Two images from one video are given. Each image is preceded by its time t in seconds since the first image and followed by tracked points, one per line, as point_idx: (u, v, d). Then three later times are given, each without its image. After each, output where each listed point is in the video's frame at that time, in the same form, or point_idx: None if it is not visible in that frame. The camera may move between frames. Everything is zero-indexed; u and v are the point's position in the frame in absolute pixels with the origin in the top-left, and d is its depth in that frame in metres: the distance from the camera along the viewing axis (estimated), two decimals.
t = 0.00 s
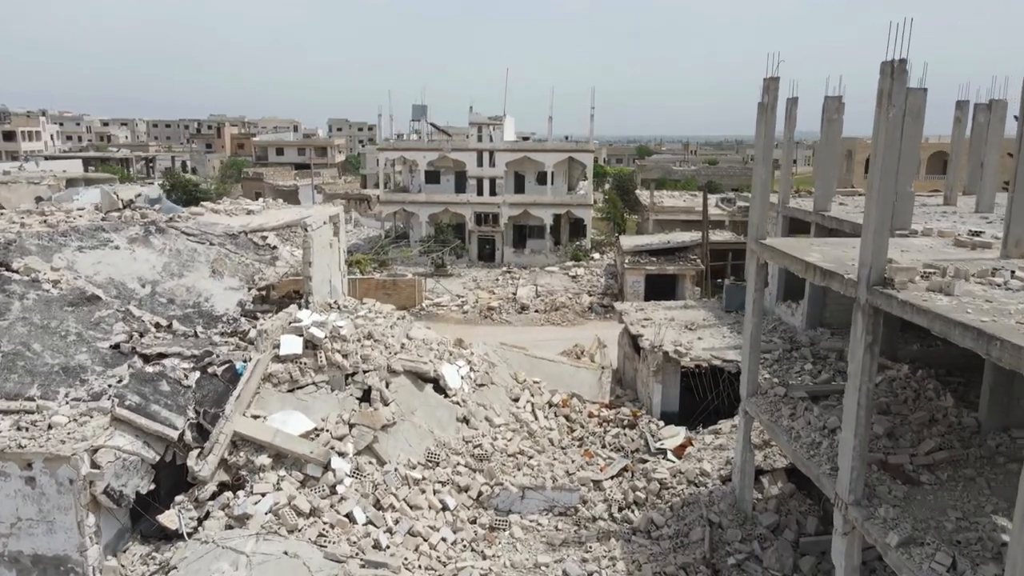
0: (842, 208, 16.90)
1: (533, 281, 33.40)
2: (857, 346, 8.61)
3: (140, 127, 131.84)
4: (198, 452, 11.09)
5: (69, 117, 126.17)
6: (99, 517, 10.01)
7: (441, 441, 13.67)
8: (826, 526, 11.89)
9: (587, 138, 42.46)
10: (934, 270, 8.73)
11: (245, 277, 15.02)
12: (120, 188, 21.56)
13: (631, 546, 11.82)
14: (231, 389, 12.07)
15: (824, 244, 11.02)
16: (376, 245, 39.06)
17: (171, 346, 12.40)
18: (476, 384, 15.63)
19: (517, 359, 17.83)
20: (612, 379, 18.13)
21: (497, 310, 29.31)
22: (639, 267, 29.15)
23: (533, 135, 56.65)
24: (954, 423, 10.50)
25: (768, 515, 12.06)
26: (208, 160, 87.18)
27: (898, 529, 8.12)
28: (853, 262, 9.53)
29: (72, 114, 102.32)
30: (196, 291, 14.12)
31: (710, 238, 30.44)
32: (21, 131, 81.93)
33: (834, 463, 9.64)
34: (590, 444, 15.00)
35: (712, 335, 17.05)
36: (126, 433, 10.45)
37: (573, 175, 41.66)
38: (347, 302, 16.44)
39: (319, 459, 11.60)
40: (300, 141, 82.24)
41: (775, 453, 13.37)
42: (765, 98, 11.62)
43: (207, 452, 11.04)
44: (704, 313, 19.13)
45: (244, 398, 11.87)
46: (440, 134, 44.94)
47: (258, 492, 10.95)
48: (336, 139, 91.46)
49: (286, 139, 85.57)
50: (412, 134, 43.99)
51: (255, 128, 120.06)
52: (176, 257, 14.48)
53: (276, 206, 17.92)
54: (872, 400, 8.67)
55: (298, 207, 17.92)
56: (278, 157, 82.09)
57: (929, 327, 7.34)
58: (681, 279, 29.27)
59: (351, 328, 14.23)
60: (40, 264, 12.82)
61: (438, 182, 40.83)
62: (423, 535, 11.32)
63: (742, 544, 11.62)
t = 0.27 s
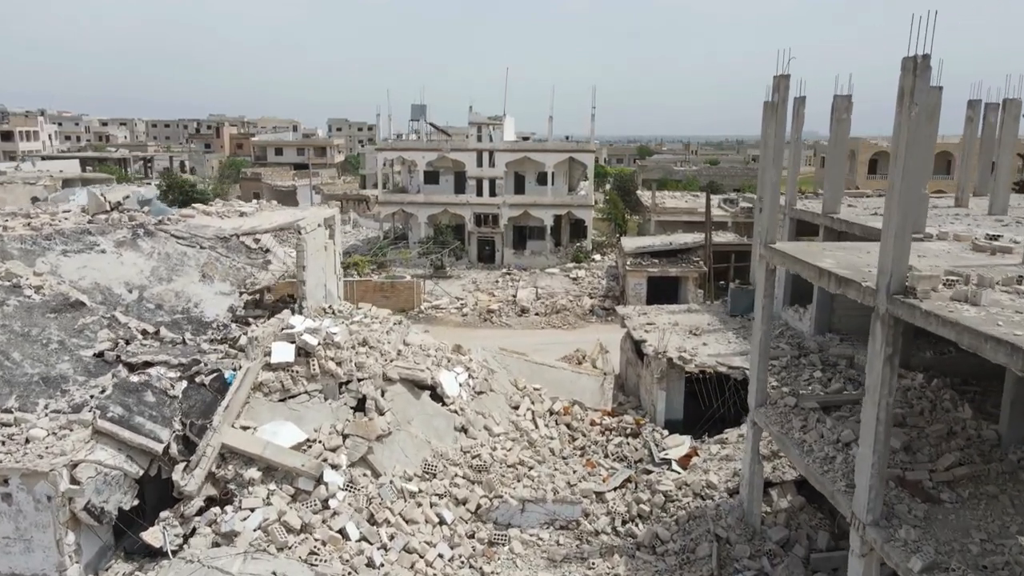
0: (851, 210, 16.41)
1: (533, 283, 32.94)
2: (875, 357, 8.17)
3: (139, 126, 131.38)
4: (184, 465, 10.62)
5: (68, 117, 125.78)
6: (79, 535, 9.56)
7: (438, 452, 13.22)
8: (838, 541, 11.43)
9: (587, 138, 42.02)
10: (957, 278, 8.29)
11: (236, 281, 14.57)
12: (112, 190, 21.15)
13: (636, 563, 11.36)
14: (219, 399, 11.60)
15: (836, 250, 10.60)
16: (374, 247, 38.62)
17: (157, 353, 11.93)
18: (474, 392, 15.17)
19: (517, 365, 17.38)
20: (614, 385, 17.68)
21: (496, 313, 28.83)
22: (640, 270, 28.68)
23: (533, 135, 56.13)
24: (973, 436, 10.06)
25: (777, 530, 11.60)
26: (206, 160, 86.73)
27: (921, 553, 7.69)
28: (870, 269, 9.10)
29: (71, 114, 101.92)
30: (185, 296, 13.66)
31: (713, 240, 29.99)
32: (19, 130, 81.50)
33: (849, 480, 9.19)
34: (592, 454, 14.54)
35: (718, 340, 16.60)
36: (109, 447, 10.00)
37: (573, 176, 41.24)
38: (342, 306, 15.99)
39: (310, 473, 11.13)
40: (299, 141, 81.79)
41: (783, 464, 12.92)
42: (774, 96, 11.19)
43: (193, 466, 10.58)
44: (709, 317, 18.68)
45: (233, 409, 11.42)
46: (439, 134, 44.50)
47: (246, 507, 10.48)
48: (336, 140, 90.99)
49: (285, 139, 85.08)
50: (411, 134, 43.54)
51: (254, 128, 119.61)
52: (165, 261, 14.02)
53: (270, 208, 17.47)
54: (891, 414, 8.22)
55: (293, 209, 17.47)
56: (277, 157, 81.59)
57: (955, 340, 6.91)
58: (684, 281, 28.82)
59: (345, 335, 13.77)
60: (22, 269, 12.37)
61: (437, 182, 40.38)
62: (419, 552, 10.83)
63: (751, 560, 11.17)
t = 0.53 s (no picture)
0: (861, 211, 15.92)
1: (534, 285, 32.46)
2: (897, 370, 7.70)
3: (138, 127, 130.91)
4: (169, 481, 10.09)
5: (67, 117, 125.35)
6: (56, 555, 9.07)
7: (435, 463, 12.74)
8: (852, 558, 10.94)
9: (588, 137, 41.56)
10: (983, 286, 7.83)
11: (227, 286, 14.09)
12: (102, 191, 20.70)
13: None
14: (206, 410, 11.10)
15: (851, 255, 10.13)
16: (372, 248, 38.16)
17: (142, 362, 11.46)
18: (473, 400, 14.70)
19: (517, 371, 16.91)
20: (617, 392, 17.21)
21: (496, 316, 28.34)
22: (643, 272, 28.18)
23: (533, 135, 55.64)
24: (995, 450, 9.59)
25: (788, 546, 11.13)
26: (205, 160, 86.27)
27: None
28: (888, 276, 8.64)
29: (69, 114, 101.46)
30: (173, 301, 13.19)
31: (716, 241, 29.53)
32: (17, 130, 81.05)
33: (867, 498, 8.72)
34: (595, 464, 14.06)
35: (723, 346, 16.15)
36: (88, 462, 9.53)
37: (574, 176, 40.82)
38: (337, 312, 15.52)
39: (301, 487, 10.64)
40: (298, 141, 81.32)
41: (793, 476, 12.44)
42: (787, 94, 10.72)
43: (178, 481, 10.04)
44: (714, 322, 18.21)
45: (220, 421, 10.93)
46: (438, 134, 44.04)
47: (233, 524, 9.98)
48: (335, 139, 90.49)
49: (284, 139, 84.58)
50: (410, 134, 43.07)
51: (254, 128, 119.13)
52: (153, 266, 13.55)
53: (263, 210, 17.01)
54: (914, 430, 7.74)
55: (286, 211, 17.01)
56: (276, 157, 81.11)
57: (986, 355, 6.45)
58: (686, 283, 28.35)
59: (339, 342, 13.30)
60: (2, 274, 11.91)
61: (436, 183, 39.91)
62: (415, 570, 10.31)
63: None
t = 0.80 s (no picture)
0: (872, 214, 15.45)
1: (534, 287, 31.97)
2: (923, 386, 7.22)
3: (137, 127, 130.49)
4: (151, 498, 9.53)
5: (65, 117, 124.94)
6: None
7: (432, 476, 12.26)
8: None
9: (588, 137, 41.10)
10: (1013, 296, 7.35)
11: (216, 291, 13.62)
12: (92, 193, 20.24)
13: None
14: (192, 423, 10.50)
15: (868, 261, 9.66)
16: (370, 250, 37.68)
17: (126, 372, 10.98)
18: (471, 409, 14.22)
19: (517, 379, 16.43)
20: (619, 400, 16.73)
21: (495, 319, 27.83)
22: (645, 274, 27.62)
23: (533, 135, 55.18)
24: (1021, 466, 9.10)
25: (800, 564, 10.63)
26: (203, 160, 85.82)
27: None
28: (910, 285, 8.16)
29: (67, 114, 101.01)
30: (160, 307, 12.71)
31: (719, 243, 29.06)
32: (14, 130, 80.61)
33: (888, 519, 8.23)
34: (598, 476, 13.58)
35: (730, 353, 15.67)
36: (65, 480, 9.09)
37: (574, 176, 40.39)
38: (331, 317, 15.05)
39: (291, 503, 10.13)
40: (297, 141, 80.86)
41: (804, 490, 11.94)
42: (800, 93, 10.22)
43: (160, 499, 9.46)
44: (719, 327, 17.74)
45: (206, 434, 10.34)
46: (437, 134, 43.57)
47: (219, 544, 9.45)
48: (334, 139, 90.02)
49: (283, 139, 84.09)
50: (409, 134, 42.60)
51: (253, 128, 118.68)
52: (139, 270, 13.07)
53: (255, 213, 16.55)
54: (941, 449, 7.26)
55: (279, 213, 16.55)
56: (275, 157, 80.65)
57: None
58: (689, 286, 27.88)
59: (332, 350, 12.82)
60: None
61: (435, 183, 39.44)
62: None
63: None
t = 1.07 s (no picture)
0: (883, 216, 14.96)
1: (535, 289, 31.49)
2: (952, 404, 6.73)
3: (136, 126, 130.01)
4: (132, 517, 9.02)
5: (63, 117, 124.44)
6: None
7: (428, 490, 11.76)
8: None
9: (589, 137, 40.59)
10: None
11: (204, 296, 13.14)
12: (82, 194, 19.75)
13: None
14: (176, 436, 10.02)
15: (887, 269, 9.16)
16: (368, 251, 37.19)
17: (107, 383, 10.48)
18: (469, 419, 13.73)
19: (517, 387, 15.93)
20: (622, 408, 16.23)
21: (495, 322, 27.31)
22: (648, 276, 27.10)
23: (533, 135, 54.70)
24: None
25: None
26: (202, 160, 85.34)
27: None
28: (935, 295, 7.67)
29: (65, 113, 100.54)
30: (146, 314, 12.21)
31: (723, 245, 28.57)
32: (11, 130, 80.14)
33: (911, 543, 7.74)
34: (600, 488, 13.08)
35: (736, 360, 15.18)
36: (39, 499, 8.64)
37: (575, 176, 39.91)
38: (324, 323, 14.57)
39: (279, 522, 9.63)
40: (296, 141, 80.37)
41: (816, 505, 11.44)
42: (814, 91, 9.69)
43: (141, 518, 8.96)
44: (724, 333, 17.26)
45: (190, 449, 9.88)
46: (436, 134, 43.06)
47: (203, 565, 8.94)
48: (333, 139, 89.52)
49: (282, 139, 83.58)
50: (408, 133, 42.13)
51: (252, 128, 118.21)
52: (124, 276, 12.56)
53: (248, 215, 16.07)
54: (972, 472, 6.77)
55: (272, 215, 16.07)
56: (274, 157, 80.16)
57: None
58: (692, 288, 27.38)
59: (324, 359, 12.32)
60: None
61: (434, 184, 38.94)
62: None
63: None
